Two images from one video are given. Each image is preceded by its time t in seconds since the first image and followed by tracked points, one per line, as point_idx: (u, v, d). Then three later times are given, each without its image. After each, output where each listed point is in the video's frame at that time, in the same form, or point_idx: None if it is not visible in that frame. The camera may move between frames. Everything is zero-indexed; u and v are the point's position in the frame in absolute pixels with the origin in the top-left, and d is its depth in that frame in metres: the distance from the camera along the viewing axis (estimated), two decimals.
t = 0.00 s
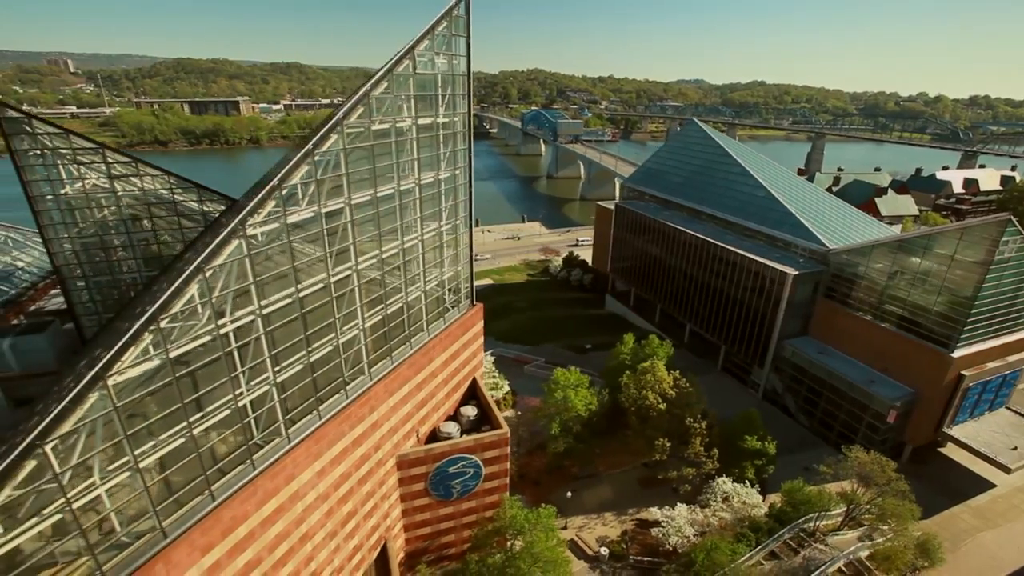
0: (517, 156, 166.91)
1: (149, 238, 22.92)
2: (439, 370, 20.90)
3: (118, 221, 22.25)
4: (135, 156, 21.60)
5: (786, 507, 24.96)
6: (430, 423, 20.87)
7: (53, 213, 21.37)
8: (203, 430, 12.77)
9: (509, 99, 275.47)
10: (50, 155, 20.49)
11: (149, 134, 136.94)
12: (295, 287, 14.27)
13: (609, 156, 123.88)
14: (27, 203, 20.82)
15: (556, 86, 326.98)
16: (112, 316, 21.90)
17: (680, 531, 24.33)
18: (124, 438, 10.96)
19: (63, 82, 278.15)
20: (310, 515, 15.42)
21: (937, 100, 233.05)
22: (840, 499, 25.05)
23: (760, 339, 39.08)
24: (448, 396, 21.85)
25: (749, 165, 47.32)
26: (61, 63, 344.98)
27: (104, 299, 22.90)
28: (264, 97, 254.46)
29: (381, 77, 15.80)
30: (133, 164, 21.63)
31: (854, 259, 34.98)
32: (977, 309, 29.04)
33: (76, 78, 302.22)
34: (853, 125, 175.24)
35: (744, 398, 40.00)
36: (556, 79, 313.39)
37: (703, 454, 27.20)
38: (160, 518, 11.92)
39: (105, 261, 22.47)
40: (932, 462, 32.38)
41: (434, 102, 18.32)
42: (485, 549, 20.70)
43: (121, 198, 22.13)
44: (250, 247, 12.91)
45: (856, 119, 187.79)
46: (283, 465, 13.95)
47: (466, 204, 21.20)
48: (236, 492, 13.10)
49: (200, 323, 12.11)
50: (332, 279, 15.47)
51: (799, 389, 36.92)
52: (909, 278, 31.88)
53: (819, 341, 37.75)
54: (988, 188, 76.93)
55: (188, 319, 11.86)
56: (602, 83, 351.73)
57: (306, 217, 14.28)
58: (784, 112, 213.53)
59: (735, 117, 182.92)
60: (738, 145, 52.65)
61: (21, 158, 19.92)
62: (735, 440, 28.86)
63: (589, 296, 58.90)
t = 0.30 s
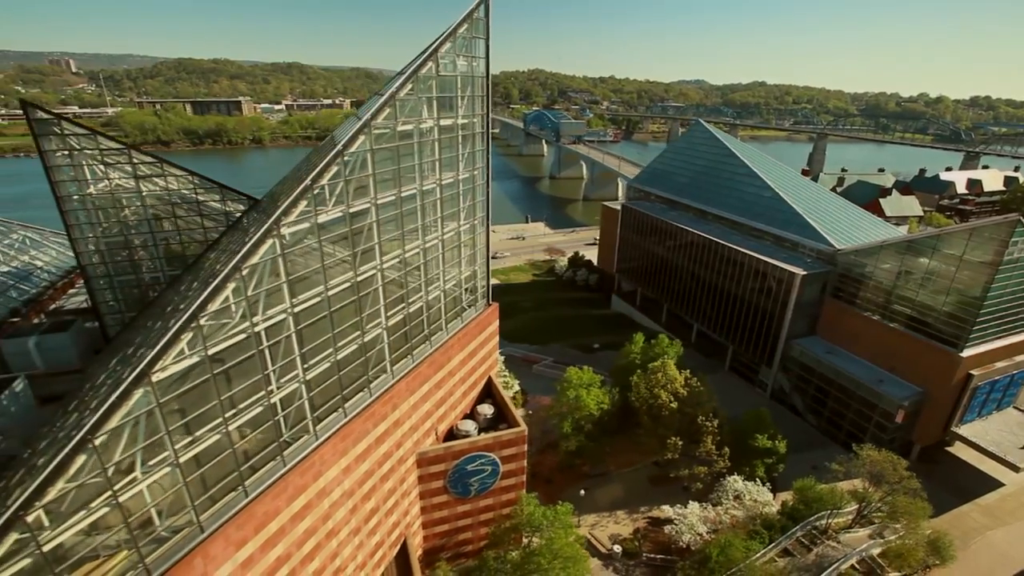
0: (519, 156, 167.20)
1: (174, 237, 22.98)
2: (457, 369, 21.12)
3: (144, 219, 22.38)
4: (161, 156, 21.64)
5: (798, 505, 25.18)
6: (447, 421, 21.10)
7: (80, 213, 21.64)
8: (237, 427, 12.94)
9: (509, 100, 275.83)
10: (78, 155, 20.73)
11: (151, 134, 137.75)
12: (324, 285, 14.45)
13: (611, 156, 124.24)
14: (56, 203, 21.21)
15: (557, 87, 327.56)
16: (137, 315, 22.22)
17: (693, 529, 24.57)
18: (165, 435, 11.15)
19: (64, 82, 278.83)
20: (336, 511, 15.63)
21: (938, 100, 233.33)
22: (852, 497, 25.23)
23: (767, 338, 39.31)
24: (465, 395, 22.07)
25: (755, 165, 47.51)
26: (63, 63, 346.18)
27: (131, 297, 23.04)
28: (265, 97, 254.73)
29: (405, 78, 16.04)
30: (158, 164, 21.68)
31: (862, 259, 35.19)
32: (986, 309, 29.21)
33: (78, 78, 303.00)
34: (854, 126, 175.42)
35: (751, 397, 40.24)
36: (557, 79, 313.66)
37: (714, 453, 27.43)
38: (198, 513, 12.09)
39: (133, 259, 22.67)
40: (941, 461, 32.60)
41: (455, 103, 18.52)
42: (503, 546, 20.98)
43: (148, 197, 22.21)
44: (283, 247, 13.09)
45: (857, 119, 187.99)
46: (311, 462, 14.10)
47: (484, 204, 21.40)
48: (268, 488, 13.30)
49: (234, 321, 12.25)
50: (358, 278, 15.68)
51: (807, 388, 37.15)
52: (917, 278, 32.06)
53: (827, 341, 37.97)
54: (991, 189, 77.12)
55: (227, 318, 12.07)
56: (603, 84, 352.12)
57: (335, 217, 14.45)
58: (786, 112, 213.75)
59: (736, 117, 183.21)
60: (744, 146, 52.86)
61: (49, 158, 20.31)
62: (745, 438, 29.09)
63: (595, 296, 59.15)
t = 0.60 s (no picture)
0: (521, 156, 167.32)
1: (197, 237, 22.84)
2: (475, 367, 21.35)
3: (168, 219, 22.29)
4: (186, 156, 21.39)
5: (811, 503, 25.40)
6: (465, 419, 21.33)
7: (108, 212, 21.75)
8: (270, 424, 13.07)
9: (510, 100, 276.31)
10: (105, 155, 20.74)
11: (153, 134, 138.25)
12: (353, 284, 14.61)
13: (614, 156, 124.43)
14: (84, 203, 21.38)
15: (558, 87, 327.78)
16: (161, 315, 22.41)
17: (706, 527, 24.80)
18: (204, 431, 11.34)
19: (66, 82, 279.61)
20: (362, 508, 15.83)
21: (939, 101, 233.45)
22: (864, 495, 25.45)
23: (776, 338, 39.52)
24: (482, 393, 22.29)
25: (762, 165, 47.72)
26: (65, 62, 347.05)
27: (154, 294, 23.21)
28: (267, 98, 254.97)
29: (429, 80, 16.28)
30: (182, 164, 21.36)
31: (870, 260, 35.38)
32: (995, 309, 29.40)
33: (80, 78, 303.85)
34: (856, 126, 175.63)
35: (759, 397, 40.48)
36: (558, 80, 314.01)
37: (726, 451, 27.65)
38: (234, 508, 12.25)
39: (158, 257, 22.70)
40: (950, 460, 32.81)
41: (476, 105, 18.73)
42: (520, 543, 21.18)
43: (172, 197, 22.05)
44: (315, 247, 13.24)
45: (859, 120, 188.15)
46: (340, 458, 14.28)
47: (501, 204, 21.63)
48: (299, 484, 13.48)
49: (270, 320, 12.44)
50: (385, 277, 15.87)
51: (815, 387, 37.37)
52: (926, 278, 32.24)
53: (835, 341, 38.19)
54: (994, 189, 77.44)
55: (263, 317, 12.25)
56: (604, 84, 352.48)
57: (363, 217, 14.60)
58: (787, 112, 214.10)
59: (738, 118, 183.42)
60: (750, 146, 53.08)
61: (77, 158, 20.40)
62: (756, 437, 29.33)
63: (600, 296, 59.37)
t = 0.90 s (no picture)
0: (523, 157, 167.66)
1: (221, 235, 22.92)
2: (496, 366, 21.59)
3: (194, 218, 22.27)
4: (214, 158, 21.63)
5: (824, 501, 25.67)
6: (486, 418, 21.61)
7: (138, 214, 21.51)
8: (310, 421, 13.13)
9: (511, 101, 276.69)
10: (137, 156, 20.61)
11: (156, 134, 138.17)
12: (387, 282, 14.72)
13: (616, 157, 124.70)
14: (114, 204, 21.08)
15: (559, 88, 328.09)
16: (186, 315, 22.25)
17: (721, 524, 25.09)
18: (249, 428, 11.47)
19: (67, 83, 279.82)
20: (391, 504, 16.09)
21: (939, 101, 233.72)
22: (877, 493, 25.71)
23: (784, 337, 39.81)
24: (501, 392, 22.57)
25: (769, 166, 47.98)
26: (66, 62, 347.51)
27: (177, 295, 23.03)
28: (268, 99, 255.35)
29: (456, 81, 16.52)
30: (209, 165, 21.57)
31: (879, 260, 35.64)
32: (1005, 309, 29.64)
33: (81, 78, 304.00)
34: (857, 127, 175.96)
35: (768, 396, 40.77)
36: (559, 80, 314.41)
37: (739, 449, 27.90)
38: (275, 504, 12.37)
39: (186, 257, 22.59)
40: (959, 459, 33.06)
41: (500, 107, 18.94)
42: (541, 539, 21.43)
43: (199, 197, 22.17)
44: (352, 246, 13.29)
45: (860, 121, 188.46)
46: (373, 455, 14.47)
47: (521, 205, 21.88)
48: (335, 478, 13.69)
49: (309, 318, 12.40)
50: (416, 276, 16.01)
51: (824, 386, 37.65)
52: (936, 279, 32.49)
53: (844, 340, 38.44)
54: (998, 190, 77.63)
55: (306, 315, 12.39)
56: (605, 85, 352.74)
57: (396, 217, 14.76)
58: (788, 113, 214.52)
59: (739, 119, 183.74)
60: (757, 147, 53.34)
61: (109, 159, 20.09)
62: (768, 435, 29.59)
63: (607, 296, 59.66)
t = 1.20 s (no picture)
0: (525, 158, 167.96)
1: (246, 236, 22.81)
2: (513, 365, 21.82)
3: (219, 219, 22.24)
4: (237, 158, 21.66)
5: (836, 498, 25.90)
6: (503, 416, 21.85)
7: (162, 214, 21.50)
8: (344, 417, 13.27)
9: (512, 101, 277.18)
10: (162, 156, 20.69)
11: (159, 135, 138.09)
12: (415, 281, 14.89)
13: (618, 158, 125.00)
14: (139, 204, 21.08)
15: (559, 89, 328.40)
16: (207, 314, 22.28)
17: (733, 522, 25.35)
18: (289, 424, 11.61)
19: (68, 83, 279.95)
20: (417, 500, 16.31)
21: (940, 102, 233.96)
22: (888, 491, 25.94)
23: (792, 337, 40.04)
24: (518, 390, 22.82)
25: (776, 167, 48.22)
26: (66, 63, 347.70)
27: (199, 294, 22.92)
28: (269, 99, 255.64)
29: (480, 84, 16.77)
30: (232, 165, 21.62)
31: (887, 260, 35.88)
32: (1013, 309, 29.86)
33: (82, 79, 304.25)
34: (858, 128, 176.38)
35: (776, 395, 41.02)
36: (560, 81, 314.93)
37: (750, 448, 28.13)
38: (311, 499, 12.48)
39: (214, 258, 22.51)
40: (967, 457, 33.31)
41: (520, 108, 19.20)
42: (558, 536, 21.67)
43: (223, 197, 22.19)
44: (384, 246, 13.43)
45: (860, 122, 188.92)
46: (402, 451, 14.66)
47: (538, 205, 22.11)
48: (366, 474, 13.85)
49: (344, 317, 12.56)
50: (441, 276, 16.19)
51: (832, 386, 37.90)
52: (944, 279, 32.73)
53: (851, 340, 38.71)
54: (1001, 190, 77.93)
55: (342, 313, 12.57)
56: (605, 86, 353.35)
57: (425, 217, 14.90)
58: (788, 113, 215.16)
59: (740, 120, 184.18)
60: (763, 148, 53.60)
61: (134, 159, 20.26)
62: (779, 434, 29.85)
63: (613, 296, 59.93)
